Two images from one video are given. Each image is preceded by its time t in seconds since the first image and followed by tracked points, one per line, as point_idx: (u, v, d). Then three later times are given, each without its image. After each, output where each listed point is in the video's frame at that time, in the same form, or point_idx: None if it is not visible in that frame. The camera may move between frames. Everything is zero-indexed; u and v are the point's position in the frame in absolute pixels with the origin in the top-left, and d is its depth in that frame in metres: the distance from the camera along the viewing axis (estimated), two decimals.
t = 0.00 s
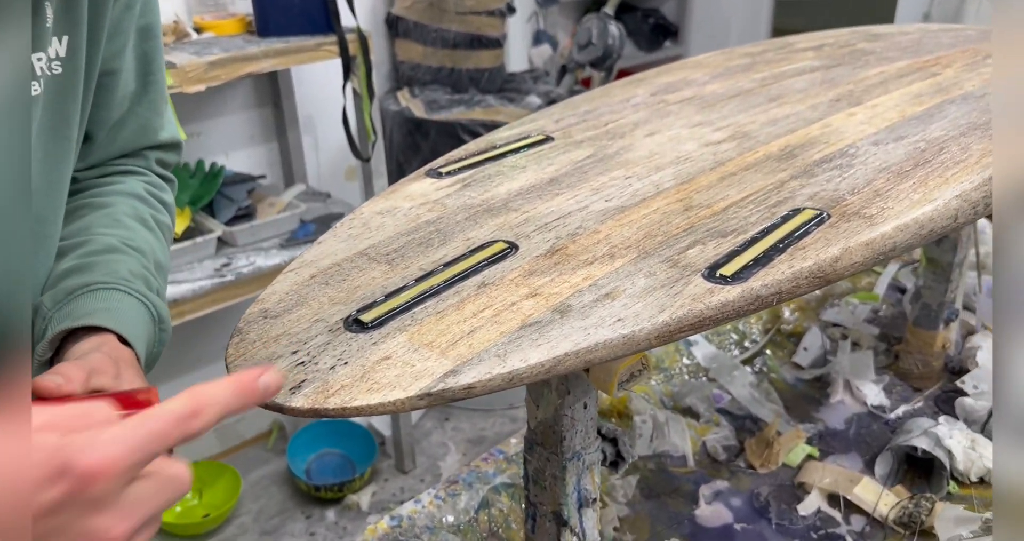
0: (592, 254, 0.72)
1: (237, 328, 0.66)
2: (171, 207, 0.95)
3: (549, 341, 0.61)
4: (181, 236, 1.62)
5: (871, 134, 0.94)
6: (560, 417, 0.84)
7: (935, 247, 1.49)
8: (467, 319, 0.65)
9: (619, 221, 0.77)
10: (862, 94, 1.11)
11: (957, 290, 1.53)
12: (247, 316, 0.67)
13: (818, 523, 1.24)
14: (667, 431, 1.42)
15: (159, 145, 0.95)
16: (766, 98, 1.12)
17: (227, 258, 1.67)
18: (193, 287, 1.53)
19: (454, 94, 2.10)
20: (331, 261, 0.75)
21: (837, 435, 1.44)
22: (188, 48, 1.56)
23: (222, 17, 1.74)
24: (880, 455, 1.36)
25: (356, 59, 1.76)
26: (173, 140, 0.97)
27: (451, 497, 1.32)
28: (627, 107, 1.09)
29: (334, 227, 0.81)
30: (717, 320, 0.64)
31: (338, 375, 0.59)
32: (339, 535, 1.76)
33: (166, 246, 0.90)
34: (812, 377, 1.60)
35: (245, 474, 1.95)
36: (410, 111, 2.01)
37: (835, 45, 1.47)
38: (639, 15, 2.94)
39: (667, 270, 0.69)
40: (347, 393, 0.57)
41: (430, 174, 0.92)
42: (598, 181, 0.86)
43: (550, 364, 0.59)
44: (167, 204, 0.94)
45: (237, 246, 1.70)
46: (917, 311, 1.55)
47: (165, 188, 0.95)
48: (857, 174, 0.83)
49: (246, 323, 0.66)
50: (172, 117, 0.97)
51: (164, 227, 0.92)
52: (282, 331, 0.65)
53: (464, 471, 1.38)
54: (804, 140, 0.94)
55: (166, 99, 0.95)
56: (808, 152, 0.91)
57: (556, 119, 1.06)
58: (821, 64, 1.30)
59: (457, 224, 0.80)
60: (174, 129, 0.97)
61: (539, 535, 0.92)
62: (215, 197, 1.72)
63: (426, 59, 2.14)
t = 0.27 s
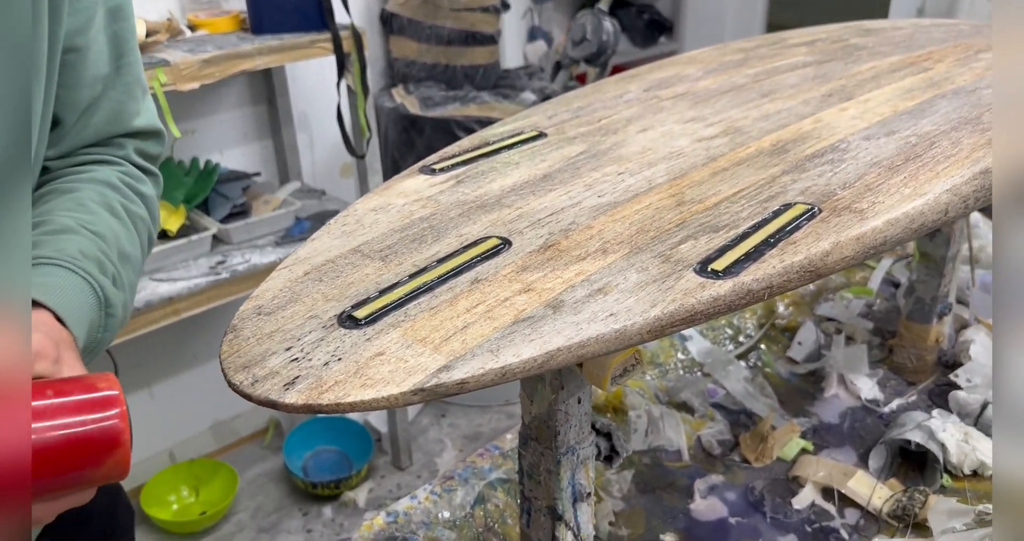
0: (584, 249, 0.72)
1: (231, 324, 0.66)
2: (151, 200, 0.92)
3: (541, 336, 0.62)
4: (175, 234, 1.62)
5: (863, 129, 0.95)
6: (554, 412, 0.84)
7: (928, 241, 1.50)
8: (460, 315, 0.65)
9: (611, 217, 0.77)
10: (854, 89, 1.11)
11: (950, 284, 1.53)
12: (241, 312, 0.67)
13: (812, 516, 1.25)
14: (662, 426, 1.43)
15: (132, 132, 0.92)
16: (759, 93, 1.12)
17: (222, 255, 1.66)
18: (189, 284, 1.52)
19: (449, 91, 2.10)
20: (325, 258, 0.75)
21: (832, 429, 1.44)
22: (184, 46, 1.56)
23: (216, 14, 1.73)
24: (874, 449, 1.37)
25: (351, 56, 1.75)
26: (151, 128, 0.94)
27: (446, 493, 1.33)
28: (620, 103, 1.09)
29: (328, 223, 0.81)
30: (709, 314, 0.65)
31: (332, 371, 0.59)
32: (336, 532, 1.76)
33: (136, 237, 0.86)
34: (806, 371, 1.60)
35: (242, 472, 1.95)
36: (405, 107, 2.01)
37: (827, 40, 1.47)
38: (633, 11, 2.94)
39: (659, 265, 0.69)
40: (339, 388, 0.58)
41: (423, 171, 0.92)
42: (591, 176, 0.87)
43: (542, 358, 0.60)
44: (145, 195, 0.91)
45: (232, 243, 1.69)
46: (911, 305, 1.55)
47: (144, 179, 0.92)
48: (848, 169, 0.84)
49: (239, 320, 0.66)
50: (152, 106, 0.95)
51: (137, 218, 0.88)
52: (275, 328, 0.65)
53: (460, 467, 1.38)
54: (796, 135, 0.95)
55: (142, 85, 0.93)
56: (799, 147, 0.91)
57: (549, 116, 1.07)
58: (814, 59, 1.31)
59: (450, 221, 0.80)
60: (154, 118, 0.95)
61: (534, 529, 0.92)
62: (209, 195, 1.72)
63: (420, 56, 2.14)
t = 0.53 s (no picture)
0: (581, 245, 0.73)
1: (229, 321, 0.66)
2: (111, 185, 0.86)
3: (538, 331, 0.62)
4: (173, 232, 1.61)
5: (859, 124, 0.95)
6: (551, 408, 0.84)
7: (925, 235, 1.50)
8: (457, 311, 0.65)
9: (608, 212, 0.78)
10: (850, 85, 1.11)
11: (947, 279, 1.54)
12: (239, 309, 0.67)
13: (810, 511, 1.25)
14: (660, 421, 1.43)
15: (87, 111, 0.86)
16: (755, 89, 1.12)
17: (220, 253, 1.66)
18: (187, 282, 1.52)
19: (446, 88, 2.09)
20: (323, 254, 0.76)
21: (829, 423, 1.45)
22: (180, 44, 1.55)
23: (213, 12, 1.73)
24: (871, 444, 1.37)
25: (348, 54, 1.74)
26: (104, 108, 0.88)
27: (445, 489, 1.33)
28: (616, 99, 1.10)
29: (325, 220, 0.82)
30: (705, 309, 0.65)
31: (330, 367, 0.60)
32: (335, 529, 1.76)
33: (102, 222, 0.81)
34: (803, 366, 1.61)
35: (241, 469, 1.95)
36: (402, 105, 2.01)
37: (824, 35, 1.47)
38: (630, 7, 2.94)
39: (655, 261, 0.70)
40: (338, 384, 0.58)
41: (421, 168, 0.93)
42: (588, 172, 0.87)
43: (539, 353, 0.60)
44: (107, 181, 0.85)
45: (231, 241, 1.70)
46: (908, 300, 1.55)
47: (101, 162, 0.86)
48: (844, 164, 0.84)
49: (237, 316, 0.66)
50: (103, 85, 0.89)
51: (101, 203, 0.83)
52: (273, 324, 0.65)
53: (458, 463, 1.38)
54: (792, 131, 0.95)
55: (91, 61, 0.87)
56: (795, 143, 0.91)
57: (546, 112, 1.07)
58: (810, 55, 1.31)
59: (447, 217, 0.80)
60: (106, 98, 0.89)
61: (532, 524, 0.93)
62: (206, 193, 1.72)
63: (417, 53, 2.13)
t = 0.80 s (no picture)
0: (582, 241, 0.73)
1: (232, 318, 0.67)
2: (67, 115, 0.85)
3: (540, 327, 0.62)
4: (174, 230, 1.61)
5: (859, 120, 0.95)
6: (554, 404, 0.85)
7: (925, 231, 1.50)
8: (460, 307, 0.66)
9: (609, 209, 0.78)
10: (849, 81, 1.12)
11: (947, 275, 1.54)
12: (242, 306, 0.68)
13: (811, 506, 1.26)
14: (661, 418, 1.43)
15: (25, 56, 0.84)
16: (755, 85, 1.13)
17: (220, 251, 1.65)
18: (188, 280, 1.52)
19: (446, 86, 2.09)
20: (325, 252, 0.76)
21: (829, 419, 1.45)
22: (180, 42, 1.55)
23: (212, 11, 1.73)
24: (871, 439, 1.38)
25: (347, 51, 1.74)
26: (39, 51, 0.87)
27: (447, 485, 1.33)
28: (617, 96, 1.10)
29: (327, 217, 0.82)
30: (707, 304, 0.65)
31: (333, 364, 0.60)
32: (336, 527, 1.76)
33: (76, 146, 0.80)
34: (803, 362, 1.61)
35: (242, 467, 1.96)
36: (402, 102, 2.01)
37: (823, 32, 1.47)
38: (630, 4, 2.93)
39: (657, 257, 0.70)
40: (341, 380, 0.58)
41: (422, 165, 0.93)
42: (589, 169, 0.87)
43: (542, 349, 0.60)
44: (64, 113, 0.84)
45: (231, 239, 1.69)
46: (907, 296, 1.55)
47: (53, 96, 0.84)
48: (844, 160, 0.84)
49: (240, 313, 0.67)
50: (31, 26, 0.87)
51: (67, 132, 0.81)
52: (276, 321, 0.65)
53: (460, 460, 1.38)
54: (792, 127, 0.95)
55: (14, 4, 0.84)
56: (795, 139, 0.91)
57: (547, 109, 1.07)
58: (809, 51, 1.31)
59: (449, 215, 0.81)
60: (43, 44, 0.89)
61: (534, 520, 0.93)
62: (207, 191, 1.72)
63: (416, 51, 2.13)
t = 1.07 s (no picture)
0: (585, 241, 0.73)
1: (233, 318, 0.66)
2: None
3: (543, 327, 0.62)
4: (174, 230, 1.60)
5: (860, 118, 0.95)
6: (556, 403, 0.85)
7: (926, 229, 1.50)
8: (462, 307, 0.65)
9: (611, 208, 0.78)
10: (850, 79, 1.12)
11: (948, 273, 1.54)
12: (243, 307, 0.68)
13: (812, 504, 1.26)
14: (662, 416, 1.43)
15: None
16: (755, 84, 1.13)
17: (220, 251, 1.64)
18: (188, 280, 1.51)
19: (446, 85, 2.09)
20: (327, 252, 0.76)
21: (831, 417, 1.45)
22: (180, 42, 1.55)
23: (212, 10, 1.73)
24: (873, 437, 1.38)
25: (347, 51, 1.74)
26: None
27: (448, 485, 1.33)
28: (618, 95, 1.10)
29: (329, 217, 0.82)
30: (709, 303, 0.65)
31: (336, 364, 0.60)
32: (338, 526, 1.76)
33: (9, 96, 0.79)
34: (804, 360, 1.61)
35: (243, 467, 1.96)
36: (402, 101, 2.00)
37: (825, 30, 1.47)
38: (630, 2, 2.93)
39: (659, 256, 0.70)
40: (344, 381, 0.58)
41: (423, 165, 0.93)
42: (590, 168, 0.87)
43: (545, 348, 0.60)
44: None
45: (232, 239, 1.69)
46: (908, 294, 1.55)
47: None
48: (845, 158, 0.84)
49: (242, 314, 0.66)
50: None
51: None
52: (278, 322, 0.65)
53: (461, 459, 1.38)
54: (793, 125, 0.95)
55: None
56: (797, 138, 0.91)
57: (548, 109, 1.07)
58: (810, 49, 1.31)
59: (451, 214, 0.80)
60: None
61: (537, 519, 0.93)
62: (207, 191, 1.71)
63: (416, 50, 2.12)
